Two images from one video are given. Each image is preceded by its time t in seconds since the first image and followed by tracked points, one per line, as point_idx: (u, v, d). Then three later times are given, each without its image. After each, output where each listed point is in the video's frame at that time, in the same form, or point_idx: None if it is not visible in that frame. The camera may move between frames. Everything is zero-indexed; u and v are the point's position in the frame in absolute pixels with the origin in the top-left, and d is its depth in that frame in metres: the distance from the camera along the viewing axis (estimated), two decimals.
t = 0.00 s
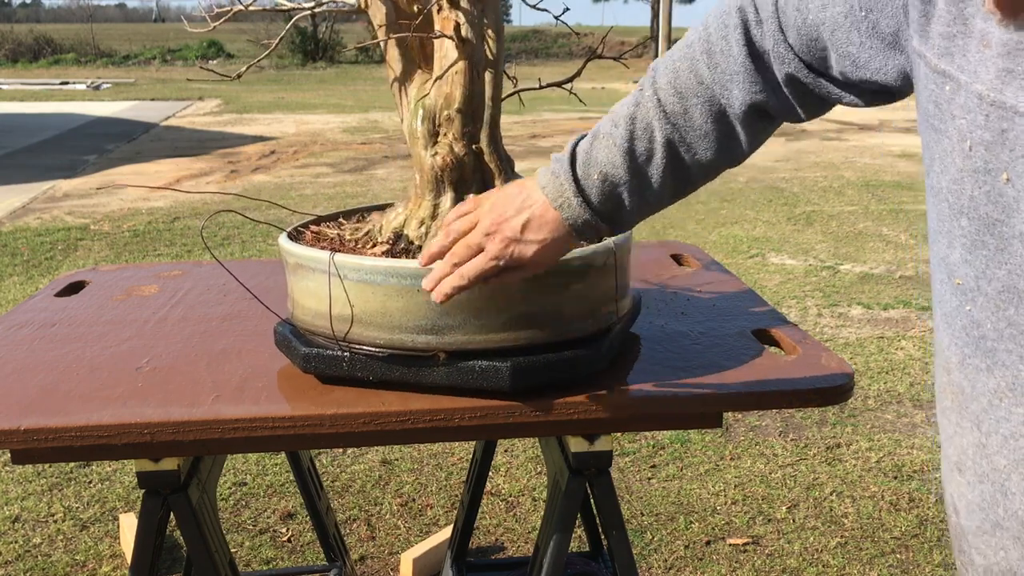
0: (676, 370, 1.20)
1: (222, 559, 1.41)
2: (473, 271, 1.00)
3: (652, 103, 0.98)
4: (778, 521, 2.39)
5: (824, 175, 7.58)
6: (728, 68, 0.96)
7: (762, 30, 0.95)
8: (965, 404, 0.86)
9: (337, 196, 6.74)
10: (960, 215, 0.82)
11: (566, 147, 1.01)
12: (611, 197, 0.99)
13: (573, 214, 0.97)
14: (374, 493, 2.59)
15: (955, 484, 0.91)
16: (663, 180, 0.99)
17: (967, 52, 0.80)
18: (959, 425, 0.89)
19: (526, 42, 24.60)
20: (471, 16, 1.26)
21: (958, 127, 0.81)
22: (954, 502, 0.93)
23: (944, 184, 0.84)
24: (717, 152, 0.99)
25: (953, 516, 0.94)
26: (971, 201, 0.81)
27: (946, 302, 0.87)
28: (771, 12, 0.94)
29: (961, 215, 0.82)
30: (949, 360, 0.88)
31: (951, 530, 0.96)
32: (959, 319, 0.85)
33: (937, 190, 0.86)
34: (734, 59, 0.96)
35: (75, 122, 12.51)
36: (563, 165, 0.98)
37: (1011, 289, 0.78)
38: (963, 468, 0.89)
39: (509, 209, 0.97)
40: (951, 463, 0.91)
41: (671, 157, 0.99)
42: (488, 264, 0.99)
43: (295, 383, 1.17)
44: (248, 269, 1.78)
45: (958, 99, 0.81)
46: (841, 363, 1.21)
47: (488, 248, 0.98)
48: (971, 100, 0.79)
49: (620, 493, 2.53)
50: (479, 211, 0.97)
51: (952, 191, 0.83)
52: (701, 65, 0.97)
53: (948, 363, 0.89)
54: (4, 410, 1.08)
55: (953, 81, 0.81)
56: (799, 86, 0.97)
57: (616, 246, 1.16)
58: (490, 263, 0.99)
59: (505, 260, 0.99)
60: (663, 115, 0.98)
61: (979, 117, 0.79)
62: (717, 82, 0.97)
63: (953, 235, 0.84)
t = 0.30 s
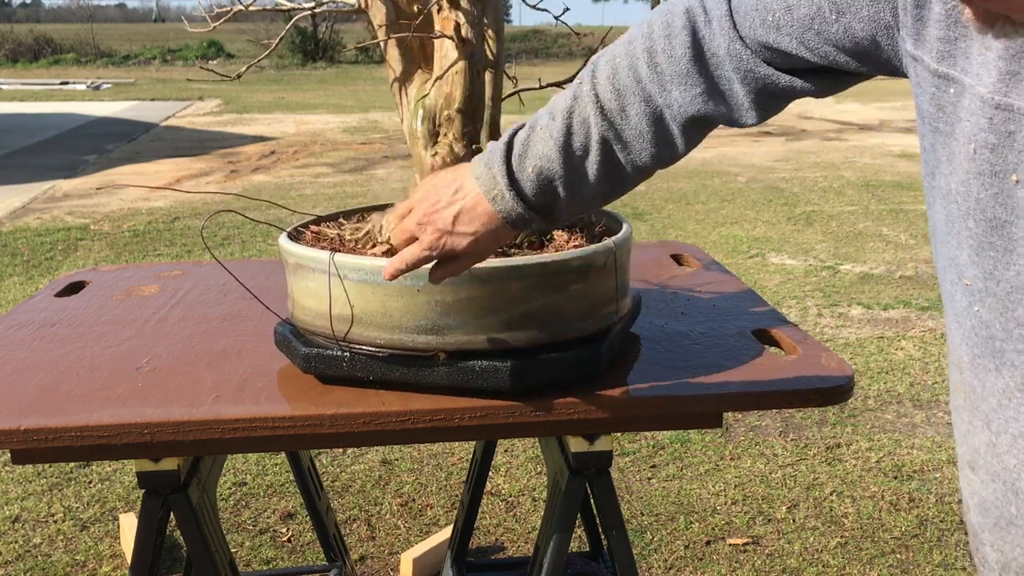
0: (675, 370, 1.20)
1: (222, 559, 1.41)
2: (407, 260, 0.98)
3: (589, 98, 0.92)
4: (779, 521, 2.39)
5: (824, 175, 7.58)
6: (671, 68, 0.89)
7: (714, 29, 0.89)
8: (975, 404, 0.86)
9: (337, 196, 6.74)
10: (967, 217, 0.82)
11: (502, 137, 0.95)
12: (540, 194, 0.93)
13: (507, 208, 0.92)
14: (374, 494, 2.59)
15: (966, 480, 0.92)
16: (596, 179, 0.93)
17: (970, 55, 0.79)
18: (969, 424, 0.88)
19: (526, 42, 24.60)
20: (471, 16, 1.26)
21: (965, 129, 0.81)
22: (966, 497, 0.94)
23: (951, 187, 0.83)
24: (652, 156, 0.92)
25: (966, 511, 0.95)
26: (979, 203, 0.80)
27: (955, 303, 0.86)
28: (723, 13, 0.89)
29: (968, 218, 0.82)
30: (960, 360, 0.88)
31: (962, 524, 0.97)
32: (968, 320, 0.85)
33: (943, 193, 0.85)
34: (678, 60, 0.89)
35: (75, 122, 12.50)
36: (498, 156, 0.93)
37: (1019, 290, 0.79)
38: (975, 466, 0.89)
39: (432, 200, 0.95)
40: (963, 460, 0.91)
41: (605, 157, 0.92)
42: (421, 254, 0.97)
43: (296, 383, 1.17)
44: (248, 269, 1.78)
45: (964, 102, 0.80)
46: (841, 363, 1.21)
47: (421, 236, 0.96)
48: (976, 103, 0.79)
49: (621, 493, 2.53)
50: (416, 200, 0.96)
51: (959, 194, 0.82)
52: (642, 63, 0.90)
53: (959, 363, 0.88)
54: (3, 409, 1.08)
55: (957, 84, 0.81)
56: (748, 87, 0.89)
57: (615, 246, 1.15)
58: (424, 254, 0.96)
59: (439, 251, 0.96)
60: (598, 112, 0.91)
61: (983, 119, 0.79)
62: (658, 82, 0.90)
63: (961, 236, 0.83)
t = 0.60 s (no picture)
0: (675, 370, 1.20)
1: (222, 559, 1.41)
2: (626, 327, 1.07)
3: (765, 144, 0.98)
4: (778, 521, 2.39)
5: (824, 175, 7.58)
6: (833, 93, 0.96)
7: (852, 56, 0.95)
8: (969, 403, 0.86)
9: (337, 196, 6.74)
10: (966, 211, 0.82)
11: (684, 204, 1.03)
12: (739, 238, 0.99)
13: (704, 262, 1.00)
14: (374, 494, 2.59)
15: (960, 483, 0.91)
16: (793, 212, 0.98)
17: (976, 48, 0.80)
18: (964, 424, 0.88)
19: (526, 41, 24.59)
20: (471, 17, 1.26)
21: (968, 122, 0.81)
22: (958, 501, 0.92)
23: (952, 181, 0.83)
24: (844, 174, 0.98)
25: (958, 516, 0.93)
26: (978, 196, 0.81)
27: (950, 301, 0.87)
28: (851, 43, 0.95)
29: (968, 211, 0.82)
30: (954, 359, 0.88)
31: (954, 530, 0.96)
32: (963, 318, 0.85)
33: (944, 187, 0.85)
34: (837, 86, 0.96)
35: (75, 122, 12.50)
36: (685, 221, 1.01)
37: (1014, 286, 0.78)
38: (969, 467, 0.88)
39: (646, 277, 1.04)
40: (956, 462, 0.90)
41: (798, 190, 0.98)
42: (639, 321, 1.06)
43: (296, 383, 1.17)
44: (248, 269, 1.78)
45: (968, 95, 0.81)
46: (841, 363, 1.20)
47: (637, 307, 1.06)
48: (982, 95, 0.79)
49: (621, 493, 2.53)
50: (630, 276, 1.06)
51: (959, 187, 0.83)
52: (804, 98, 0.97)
53: (953, 363, 0.88)
54: (3, 409, 1.08)
55: (963, 77, 0.81)
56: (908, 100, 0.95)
57: (616, 247, 1.16)
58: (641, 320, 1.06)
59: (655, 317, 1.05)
60: (778, 152, 0.97)
61: (987, 110, 0.79)
62: (826, 108, 0.96)
63: (959, 231, 0.84)
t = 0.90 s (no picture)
0: (675, 370, 1.20)
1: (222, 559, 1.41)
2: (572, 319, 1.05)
3: (738, 150, 0.96)
4: (778, 521, 2.39)
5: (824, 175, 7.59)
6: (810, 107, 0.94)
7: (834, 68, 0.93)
8: (979, 407, 0.78)
9: (337, 196, 6.74)
10: (972, 211, 0.78)
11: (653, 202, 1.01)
12: (701, 244, 0.97)
13: (662, 262, 0.98)
14: (374, 493, 2.59)
15: (965, 496, 0.82)
16: (756, 222, 0.96)
17: (977, 50, 0.77)
18: (971, 431, 0.80)
19: (525, 42, 24.63)
20: (471, 17, 1.26)
21: (971, 123, 0.78)
22: (962, 515, 0.83)
23: (955, 184, 0.80)
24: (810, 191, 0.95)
25: (960, 530, 0.84)
26: (985, 195, 0.77)
27: (954, 304, 0.81)
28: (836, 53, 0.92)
29: (974, 211, 0.78)
30: (958, 364, 0.81)
31: (953, 544, 0.86)
32: (970, 321, 0.79)
33: (946, 191, 0.82)
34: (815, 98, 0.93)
35: (75, 122, 12.50)
36: (652, 217, 0.98)
37: None
38: (978, 476, 0.80)
39: (601, 269, 1.02)
40: (961, 473, 0.82)
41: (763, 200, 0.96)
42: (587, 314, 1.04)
43: (296, 383, 1.17)
44: (248, 269, 1.78)
45: (971, 97, 0.78)
46: (841, 363, 1.20)
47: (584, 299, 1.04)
48: (986, 95, 0.76)
49: (621, 493, 2.53)
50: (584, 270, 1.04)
51: (963, 189, 0.79)
52: (782, 108, 0.95)
53: (954, 369, 0.81)
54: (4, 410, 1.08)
55: (964, 80, 0.78)
56: (883, 118, 0.92)
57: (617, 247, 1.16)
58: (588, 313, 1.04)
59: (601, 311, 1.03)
60: (750, 159, 0.95)
61: (992, 110, 0.76)
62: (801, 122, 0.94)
63: (964, 233, 0.80)
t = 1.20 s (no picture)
0: (675, 370, 1.20)
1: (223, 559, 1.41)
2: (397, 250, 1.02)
3: (577, 100, 0.92)
4: (778, 521, 2.39)
5: (824, 175, 7.59)
6: (660, 74, 0.89)
7: (711, 36, 0.87)
8: (986, 397, 0.78)
9: (337, 196, 6.74)
10: (980, 206, 0.76)
11: (491, 135, 0.98)
12: (518, 191, 0.95)
13: (478, 199, 0.95)
14: (374, 494, 2.59)
15: (972, 481, 0.82)
16: (576, 179, 0.94)
17: (979, 46, 0.74)
18: (978, 420, 0.80)
19: (526, 42, 24.63)
20: (471, 16, 1.25)
21: (976, 119, 0.75)
22: (969, 501, 0.83)
23: (961, 179, 0.77)
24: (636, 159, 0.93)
25: (968, 517, 0.84)
26: (993, 191, 0.75)
27: (960, 296, 0.80)
28: (723, 20, 0.86)
29: (981, 206, 0.76)
30: (968, 354, 0.80)
31: (963, 532, 0.87)
32: (979, 314, 0.78)
33: (951, 186, 0.79)
34: (668, 65, 0.88)
35: (75, 122, 12.50)
36: (478, 151, 0.96)
37: None
38: (985, 464, 0.80)
39: (424, 196, 0.99)
40: (969, 459, 0.82)
41: (587, 158, 0.93)
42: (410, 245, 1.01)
43: (295, 383, 1.17)
44: (248, 269, 1.78)
45: (974, 93, 0.75)
46: (840, 363, 1.21)
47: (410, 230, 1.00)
48: (990, 92, 0.73)
49: (621, 493, 2.53)
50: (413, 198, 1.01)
51: (969, 184, 0.77)
52: (633, 67, 0.90)
53: (965, 358, 0.80)
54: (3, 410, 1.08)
55: (966, 76, 0.75)
56: (741, 98, 0.88)
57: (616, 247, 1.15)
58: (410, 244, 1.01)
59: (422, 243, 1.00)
60: (584, 113, 0.91)
61: (995, 106, 0.73)
62: (647, 87, 0.89)
63: (971, 228, 0.77)
